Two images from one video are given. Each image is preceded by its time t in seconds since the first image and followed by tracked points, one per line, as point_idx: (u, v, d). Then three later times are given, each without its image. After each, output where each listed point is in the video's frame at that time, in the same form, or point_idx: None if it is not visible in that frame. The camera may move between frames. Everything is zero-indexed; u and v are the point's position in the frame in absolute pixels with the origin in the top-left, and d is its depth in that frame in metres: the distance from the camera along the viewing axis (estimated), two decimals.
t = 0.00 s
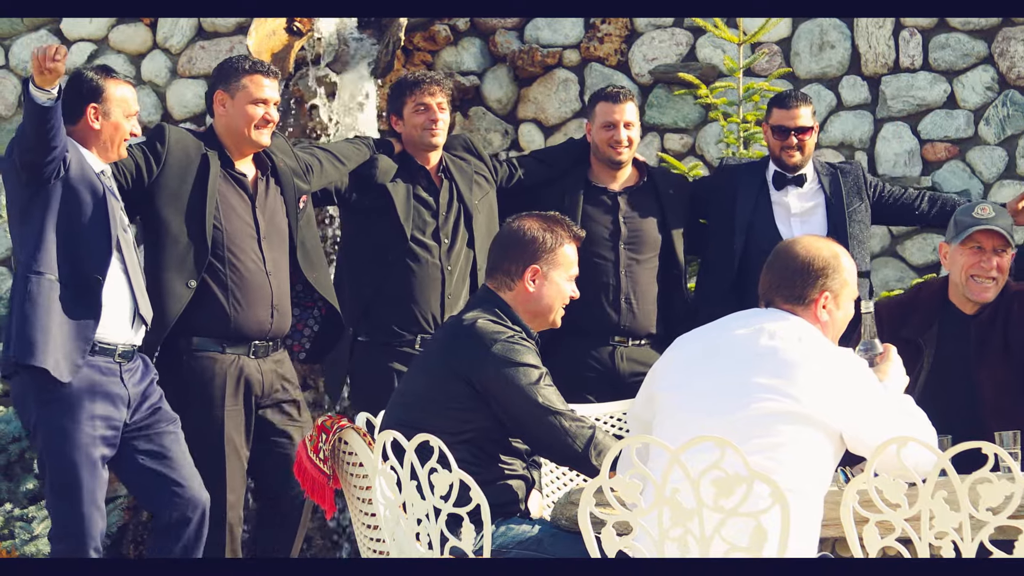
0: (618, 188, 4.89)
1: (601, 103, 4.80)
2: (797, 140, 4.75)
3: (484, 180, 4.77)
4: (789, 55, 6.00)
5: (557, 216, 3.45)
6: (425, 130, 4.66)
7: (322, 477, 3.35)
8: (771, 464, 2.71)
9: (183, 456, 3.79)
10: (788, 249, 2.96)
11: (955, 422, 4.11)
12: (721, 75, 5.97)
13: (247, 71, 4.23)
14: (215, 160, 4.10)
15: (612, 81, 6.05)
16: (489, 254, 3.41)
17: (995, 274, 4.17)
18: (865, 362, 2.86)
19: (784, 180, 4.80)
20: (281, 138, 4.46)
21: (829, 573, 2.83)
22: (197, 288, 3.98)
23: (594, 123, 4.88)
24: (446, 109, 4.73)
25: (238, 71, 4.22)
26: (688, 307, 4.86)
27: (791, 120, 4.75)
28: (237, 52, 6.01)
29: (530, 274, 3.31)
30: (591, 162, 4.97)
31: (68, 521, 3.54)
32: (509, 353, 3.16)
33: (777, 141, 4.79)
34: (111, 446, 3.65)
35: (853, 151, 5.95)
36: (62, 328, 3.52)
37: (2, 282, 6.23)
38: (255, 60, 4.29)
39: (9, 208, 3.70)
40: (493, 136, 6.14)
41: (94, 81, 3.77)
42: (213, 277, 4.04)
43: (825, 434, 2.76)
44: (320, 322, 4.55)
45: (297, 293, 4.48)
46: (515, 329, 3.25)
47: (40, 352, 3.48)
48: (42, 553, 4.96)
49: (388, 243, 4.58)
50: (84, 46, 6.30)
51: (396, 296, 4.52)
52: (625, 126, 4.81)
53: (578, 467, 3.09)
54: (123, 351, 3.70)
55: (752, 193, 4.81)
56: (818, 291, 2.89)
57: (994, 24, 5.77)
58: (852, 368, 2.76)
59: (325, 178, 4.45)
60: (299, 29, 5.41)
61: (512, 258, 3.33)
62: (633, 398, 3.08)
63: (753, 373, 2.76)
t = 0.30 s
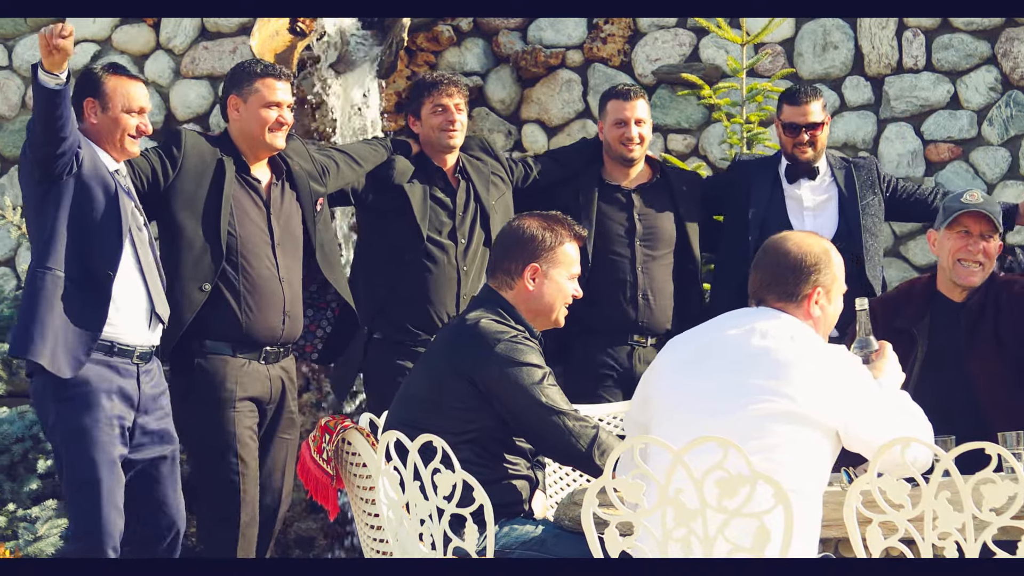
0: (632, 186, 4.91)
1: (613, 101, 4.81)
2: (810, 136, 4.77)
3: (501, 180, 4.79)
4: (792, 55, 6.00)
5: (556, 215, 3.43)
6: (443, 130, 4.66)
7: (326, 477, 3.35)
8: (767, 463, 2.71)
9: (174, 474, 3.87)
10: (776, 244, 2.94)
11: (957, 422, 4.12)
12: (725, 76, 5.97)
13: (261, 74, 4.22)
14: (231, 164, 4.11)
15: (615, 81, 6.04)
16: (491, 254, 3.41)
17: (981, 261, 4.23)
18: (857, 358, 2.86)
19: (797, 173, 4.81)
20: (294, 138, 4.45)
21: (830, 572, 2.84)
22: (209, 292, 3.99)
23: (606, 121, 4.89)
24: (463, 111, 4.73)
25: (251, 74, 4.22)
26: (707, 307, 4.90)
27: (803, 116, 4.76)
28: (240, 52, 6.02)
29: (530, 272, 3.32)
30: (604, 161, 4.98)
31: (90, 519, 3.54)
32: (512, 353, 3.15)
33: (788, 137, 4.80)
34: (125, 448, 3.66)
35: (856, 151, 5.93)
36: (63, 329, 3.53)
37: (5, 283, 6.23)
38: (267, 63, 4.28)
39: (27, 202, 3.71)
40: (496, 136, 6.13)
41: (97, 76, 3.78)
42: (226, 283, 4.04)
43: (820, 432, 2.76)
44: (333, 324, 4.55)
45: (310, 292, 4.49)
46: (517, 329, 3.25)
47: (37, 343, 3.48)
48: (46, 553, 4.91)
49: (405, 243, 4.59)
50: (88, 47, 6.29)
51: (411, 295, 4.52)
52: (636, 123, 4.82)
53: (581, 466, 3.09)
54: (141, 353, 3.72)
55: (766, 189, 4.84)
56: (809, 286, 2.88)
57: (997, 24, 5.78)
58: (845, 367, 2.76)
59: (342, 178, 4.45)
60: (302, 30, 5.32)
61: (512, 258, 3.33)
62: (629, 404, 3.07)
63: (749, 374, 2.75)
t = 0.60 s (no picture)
0: (652, 188, 4.92)
1: (635, 101, 4.81)
2: (821, 156, 4.78)
3: (522, 180, 4.78)
4: (794, 56, 6.00)
5: (558, 215, 3.43)
6: (464, 131, 4.67)
7: (328, 478, 3.34)
8: (763, 462, 2.70)
9: (177, 470, 3.86)
10: (765, 240, 2.94)
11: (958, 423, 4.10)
12: (727, 77, 5.98)
13: (272, 76, 4.23)
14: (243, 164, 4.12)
15: (617, 83, 6.04)
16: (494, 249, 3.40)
17: (966, 259, 4.18)
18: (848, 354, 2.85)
19: (809, 181, 4.85)
20: (314, 142, 4.47)
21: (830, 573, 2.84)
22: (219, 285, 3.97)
23: (627, 120, 4.89)
24: (484, 112, 4.72)
25: (263, 76, 4.22)
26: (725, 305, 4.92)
27: (817, 137, 4.75)
28: (242, 54, 6.02)
29: (532, 274, 3.31)
30: (623, 162, 4.99)
31: (99, 508, 3.54)
32: (515, 354, 3.16)
33: (799, 153, 4.82)
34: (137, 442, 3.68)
35: (858, 152, 5.93)
36: (92, 318, 3.54)
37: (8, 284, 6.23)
38: (277, 65, 4.29)
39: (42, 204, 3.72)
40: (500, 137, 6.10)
41: (107, 69, 3.80)
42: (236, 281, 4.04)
43: (814, 429, 2.75)
44: (350, 323, 4.49)
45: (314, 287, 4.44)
46: (520, 330, 3.25)
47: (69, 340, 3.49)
48: (49, 553, 4.97)
49: (424, 245, 4.59)
50: (91, 48, 6.29)
51: (433, 297, 4.55)
52: (657, 125, 4.82)
53: (582, 467, 3.09)
54: (159, 345, 3.75)
55: (781, 190, 4.85)
56: (800, 284, 2.88)
57: (1000, 25, 5.79)
58: (837, 364, 2.75)
59: (359, 181, 4.46)
60: (304, 30, 5.47)
61: (513, 258, 3.33)
62: (622, 407, 3.01)
63: (741, 375, 2.74)
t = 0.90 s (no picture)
0: (659, 192, 4.92)
1: (646, 106, 4.83)
2: (830, 163, 4.79)
3: (529, 182, 4.79)
4: (795, 58, 6.00)
5: (559, 215, 3.42)
6: (469, 137, 4.65)
7: (329, 480, 3.34)
8: (759, 462, 2.70)
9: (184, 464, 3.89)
10: (756, 239, 2.93)
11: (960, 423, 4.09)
12: (728, 78, 5.96)
13: (275, 78, 4.23)
14: (245, 163, 4.13)
15: (618, 85, 6.05)
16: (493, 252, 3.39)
17: (934, 261, 4.15)
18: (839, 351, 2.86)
19: (816, 186, 4.87)
20: (320, 146, 4.46)
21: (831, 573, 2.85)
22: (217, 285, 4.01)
23: (636, 126, 4.91)
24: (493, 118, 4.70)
25: (267, 79, 4.23)
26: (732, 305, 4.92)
27: (826, 144, 4.76)
28: (243, 55, 6.03)
29: (530, 272, 3.31)
30: (632, 165, 4.99)
31: (167, 488, 3.53)
32: (516, 353, 3.15)
33: (808, 159, 4.83)
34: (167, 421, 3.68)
35: (859, 154, 5.94)
36: (104, 326, 3.58)
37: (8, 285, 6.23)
38: (282, 67, 4.29)
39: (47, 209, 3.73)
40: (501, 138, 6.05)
41: (115, 76, 3.80)
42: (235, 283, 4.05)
43: (809, 428, 2.75)
44: (350, 326, 4.48)
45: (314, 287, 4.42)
46: (520, 330, 3.25)
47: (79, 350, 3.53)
48: (50, 554, 4.98)
49: (428, 250, 4.61)
50: (92, 49, 6.27)
51: (439, 300, 4.59)
52: (666, 131, 4.84)
53: (583, 467, 3.10)
54: (161, 347, 3.75)
55: (789, 192, 4.89)
56: (790, 281, 2.88)
57: (1000, 27, 5.79)
58: (829, 363, 2.75)
59: (364, 184, 4.47)
60: (305, 32, 5.58)
61: (512, 258, 3.33)
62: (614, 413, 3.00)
63: (734, 376, 2.73)
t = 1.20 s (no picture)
0: (661, 193, 4.92)
1: (646, 108, 4.82)
2: (836, 161, 4.78)
3: (530, 181, 4.79)
4: (796, 59, 6.00)
5: (553, 215, 3.43)
6: (464, 136, 4.64)
7: (330, 480, 3.34)
8: (759, 463, 2.70)
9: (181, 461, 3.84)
10: (749, 240, 2.93)
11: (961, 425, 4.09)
12: (729, 79, 5.95)
13: (272, 77, 4.24)
14: (244, 163, 4.15)
15: (619, 86, 6.05)
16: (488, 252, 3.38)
17: (901, 262, 4.16)
18: (833, 351, 2.86)
19: (819, 187, 4.86)
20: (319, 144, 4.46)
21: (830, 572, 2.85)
22: (216, 284, 4.02)
23: (636, 127, 4.89)
24: (488, 118, 4.68)
25: (263, 78, 4.23)
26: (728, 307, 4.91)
27: (831, 142, 4.75)
28: (244, 56, 6.03)
29: (524, 272, 3.31)
30: (633, 166, 4.98)
31: (209, 458, 3.44)
32: (514, 355, 3.14)
33: (815, 160, 4.81)
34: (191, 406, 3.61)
35: (860, 154, 5.93)
36: (108, 315, 3.56)
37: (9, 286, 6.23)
38: (278, 67, 4.30)
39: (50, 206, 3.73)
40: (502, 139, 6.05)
41: (117, 70, 3.80)
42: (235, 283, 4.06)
43: (807, 429, 2.75)
44: (350, 327, 4.48)
45: (314, 290, 4.41)
46: (517, 331, 3.23)
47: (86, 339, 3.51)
48: (51, 555, 4.99)
49: (430, 249, 4.60)
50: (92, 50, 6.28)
51: (441, 301, 4.56)
52: (668, 132, 4.83)
53: (583, 468, 3.10)
54: (168, 340, 3.74)
55: (790, 193, 4.91)
56: (785, 280, 2.88)
57: (1001, 28, 5.79)
58: (822, 363, 2.76)
59: (365, 184, 4.50)
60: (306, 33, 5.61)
61: (507, 257, 3.32)
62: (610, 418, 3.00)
63: (732, 377, 2.73)
